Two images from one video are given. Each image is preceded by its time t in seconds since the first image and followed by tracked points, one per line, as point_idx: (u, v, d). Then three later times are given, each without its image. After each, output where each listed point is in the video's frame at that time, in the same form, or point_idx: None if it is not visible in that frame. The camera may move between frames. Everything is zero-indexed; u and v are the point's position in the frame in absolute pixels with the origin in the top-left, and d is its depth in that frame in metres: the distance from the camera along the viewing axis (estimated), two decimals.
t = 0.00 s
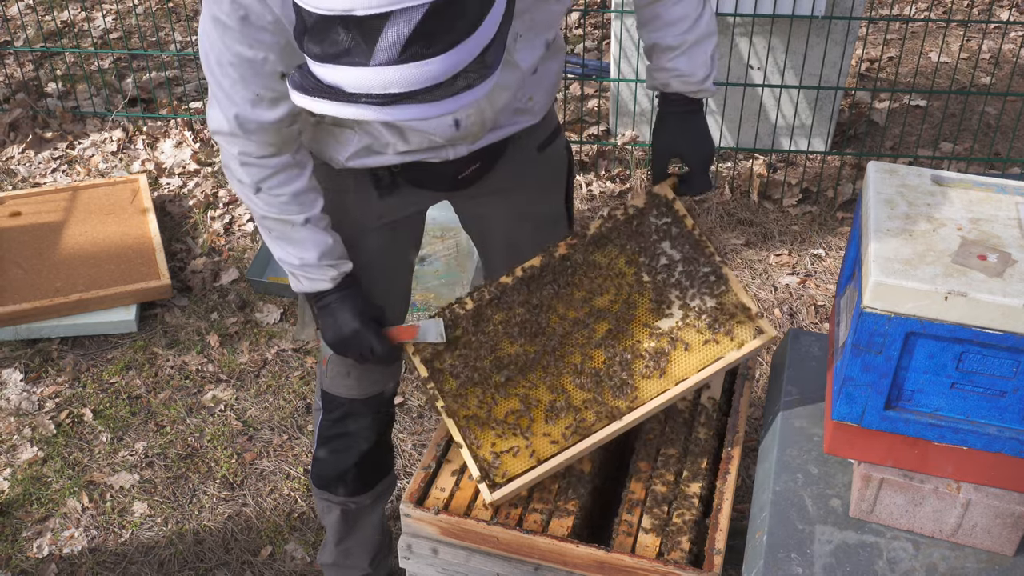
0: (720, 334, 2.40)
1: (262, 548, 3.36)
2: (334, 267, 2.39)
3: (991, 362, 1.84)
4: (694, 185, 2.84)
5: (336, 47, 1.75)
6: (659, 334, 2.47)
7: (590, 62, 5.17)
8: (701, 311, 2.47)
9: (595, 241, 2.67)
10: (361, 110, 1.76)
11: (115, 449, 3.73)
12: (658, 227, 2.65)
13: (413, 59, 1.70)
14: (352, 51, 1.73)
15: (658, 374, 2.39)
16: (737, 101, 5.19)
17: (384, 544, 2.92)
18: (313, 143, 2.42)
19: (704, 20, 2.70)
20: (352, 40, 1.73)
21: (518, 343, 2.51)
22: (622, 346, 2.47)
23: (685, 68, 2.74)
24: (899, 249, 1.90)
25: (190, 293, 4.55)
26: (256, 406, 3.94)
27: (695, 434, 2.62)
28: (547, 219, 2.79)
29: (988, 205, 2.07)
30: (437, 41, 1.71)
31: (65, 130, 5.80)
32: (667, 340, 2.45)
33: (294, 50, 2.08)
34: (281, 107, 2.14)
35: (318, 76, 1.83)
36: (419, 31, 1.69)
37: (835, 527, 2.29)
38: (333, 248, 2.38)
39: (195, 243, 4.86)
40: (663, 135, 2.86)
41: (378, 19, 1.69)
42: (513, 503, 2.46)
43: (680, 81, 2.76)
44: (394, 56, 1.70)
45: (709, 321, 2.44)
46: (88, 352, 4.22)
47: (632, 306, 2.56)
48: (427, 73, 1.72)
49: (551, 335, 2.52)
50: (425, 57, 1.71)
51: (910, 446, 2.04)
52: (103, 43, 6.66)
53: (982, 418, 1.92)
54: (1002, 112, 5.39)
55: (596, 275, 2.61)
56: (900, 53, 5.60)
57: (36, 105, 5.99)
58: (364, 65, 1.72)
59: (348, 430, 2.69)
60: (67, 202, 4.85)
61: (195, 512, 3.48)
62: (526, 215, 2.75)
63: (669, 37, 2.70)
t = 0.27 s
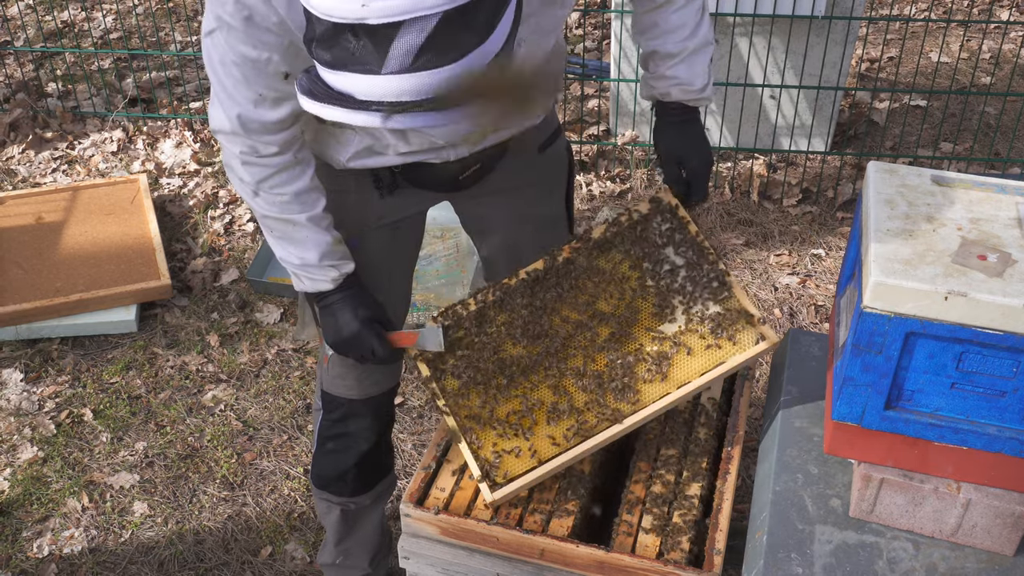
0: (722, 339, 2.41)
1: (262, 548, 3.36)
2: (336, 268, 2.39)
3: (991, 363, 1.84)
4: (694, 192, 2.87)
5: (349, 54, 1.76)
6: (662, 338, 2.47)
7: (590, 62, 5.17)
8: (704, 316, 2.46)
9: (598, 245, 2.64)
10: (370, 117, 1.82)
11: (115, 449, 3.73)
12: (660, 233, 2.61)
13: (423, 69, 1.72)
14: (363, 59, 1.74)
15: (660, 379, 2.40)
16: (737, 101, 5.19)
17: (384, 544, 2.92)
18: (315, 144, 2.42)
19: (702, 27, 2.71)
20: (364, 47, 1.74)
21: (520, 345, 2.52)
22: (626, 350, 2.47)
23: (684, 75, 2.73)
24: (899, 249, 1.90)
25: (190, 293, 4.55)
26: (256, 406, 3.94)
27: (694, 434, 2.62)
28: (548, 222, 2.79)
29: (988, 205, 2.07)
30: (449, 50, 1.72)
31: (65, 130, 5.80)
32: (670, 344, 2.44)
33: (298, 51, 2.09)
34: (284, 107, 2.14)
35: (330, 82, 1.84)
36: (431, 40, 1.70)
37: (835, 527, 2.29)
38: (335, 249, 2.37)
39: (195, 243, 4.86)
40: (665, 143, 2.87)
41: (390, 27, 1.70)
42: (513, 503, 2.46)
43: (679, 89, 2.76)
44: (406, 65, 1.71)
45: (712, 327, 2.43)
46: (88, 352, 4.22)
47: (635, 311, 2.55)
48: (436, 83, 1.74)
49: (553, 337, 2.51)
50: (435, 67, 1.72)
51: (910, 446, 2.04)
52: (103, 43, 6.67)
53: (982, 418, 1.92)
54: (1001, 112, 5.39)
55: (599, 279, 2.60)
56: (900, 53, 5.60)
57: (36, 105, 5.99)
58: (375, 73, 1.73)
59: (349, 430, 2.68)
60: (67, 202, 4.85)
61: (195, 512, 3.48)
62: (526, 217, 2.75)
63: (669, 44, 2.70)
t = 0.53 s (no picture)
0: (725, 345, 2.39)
1: (262, 548, 3.36)
2: (335, 268, 2.39)
3: (991, 363, 1.84)
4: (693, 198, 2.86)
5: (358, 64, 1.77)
6: (664, 341, 2.46)
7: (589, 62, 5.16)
8: (705, 320, 2.47)
9: (601, 248, 2.67)
10: (380, 127, 1.82)
11: (115, 449, 3.73)
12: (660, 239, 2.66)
13: (435, 79, 1.74)
14: (373, 69, 1.76)
15: (661, 382, 2.39)
16: (737, 101, 5.19)
17: (384, 544, 2.92)
18: (314, 144, 2.42)
19: (700, 34, 2.71)
20: (374, 58, 1.75)
21: (521, 345, 2.52)
22: (629, 353, 2.46)
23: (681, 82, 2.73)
24: (899, 249, 1.90)
25: (190, 293, 4.56)
26: (256, 406, 3.94)
27: (695, 434, 2.62)
28: (548, 223, 2.79)
29: (989, 205, 2.07)
30: (460, 61, 1.76)
31: (65, 130, 5.80)
32: (672, 347, 2.44)
33: (298, 52, 2.09)
34: (284, 108, 2.14)
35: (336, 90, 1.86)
36: (443, 52, 1.73)
37: (835, 527, 2.29)
38: (334, 249, 2.37)
39: (194, 243, 4.86)
40: (661, 149, 2.87)
41: (401, 39, 1.70)
42: (513, 503, 2.46)
43: (677, 95, 2.75)
44: (417, 76, 1.74)
45: (715, 330, 2.43)
46: (88, 352, 4.21)
47: (637, 314, 2.54)
48: (449, 91, 1.77)
49: (555, 338, 2.52)
50: (447, 77, 1.75)
51: (910, 446, 2.04)
52: (103, 43, 6.67)
53: (982, 418, 1.92)
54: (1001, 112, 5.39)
55: (601, 282, 2.61)
56: (900, 53, 5.59)
57: (36, 105, 5.98)
58: (385, 83, 1.76)
59: (349, 430, 2.68)
60: (67, 202, 4.85)
61: (195, 512, 3.48)
62: (526, 218, 2.74)
63: (667, 50, 2.69)
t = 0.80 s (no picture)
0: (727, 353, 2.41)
1: (262, 548, 3.36)
2: (314, 253, 2.38)
3: (991, 363, 1.84)
4: (694, 204, 2.88)
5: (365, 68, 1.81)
6: (664, 346, 2.47)
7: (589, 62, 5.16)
8: (706, 326, 2.48)
9: (603, 251, 2.66)
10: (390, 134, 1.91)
11: (115, 449, 3.73)
12: (662, 245, 2.66)
13: (446, 88, 1.79)
14: (383, 77, 1.81)
15: (663, 388, 2.40)
16: (737, 101, 5.19)
17: (383, 544, 2.92)
18: (313, 145, 2.41)
19: (702, 42, 2.70)
20: (384, 66, 1.79)
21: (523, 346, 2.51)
22: (631, 357, 2.47)
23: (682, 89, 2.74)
24: (900, 249, 1.90)
25: (190, 293, 4.56)
26: (256, 406, 3.94)
27: (695, 434, 2.62)
28: (547, 224, 2.80)
29: (989, 205, 2.07)
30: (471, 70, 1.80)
31: (65, 130, 5.80)
32: (673, 353, 2.45)
33: (295, 54, 2.08)
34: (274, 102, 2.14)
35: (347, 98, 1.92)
36: (454, 61, 1.76)
37: (835, 527, 2.29)
38: (315, 238, 2.36)
39: (194, 242, 4.86)
40: (662, 153, 2.88)
41: (413, 48, 1.73)
42: (513, 503, 2.46)
43: (678, 103, 2.77)
44: (428, 85, 1.78)
45: (716, 338, 2.45)
46: (88, 352, 4.21)
47: (639, 318, 2.55)
48: (461, 101, 1.82)
49: (557, 338, 2.51)
50: (459, 87, 1.80)
51: (910, 446, 2.04)
52: (103, 43, 6.67)
53: (982, 418, 1.92)
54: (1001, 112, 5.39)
55: (603, 284, 2.61)
56: (900, 53, 5.59)
57: (36, 105, 5.98)
58: (396, 91, 1.81)
59: (348, 430, 2.68)
60: (67, 202, 4.85)
61: (195, 512, 3.48)
62: (526, 219, 2.75)
63: (670, 59, 2.69)
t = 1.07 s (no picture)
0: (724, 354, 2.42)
1: (262, 548, 3.36)
2: (249, 183, 2.31)
3: (991, 363, 1.84)
4: (691, 206, 2.87)
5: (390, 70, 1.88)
6: (663, 349, 2.47)
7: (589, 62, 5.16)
8: (706, 330, 2.49)
9: (603, 252, 2.66)
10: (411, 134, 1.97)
11: (115, 449, 3.73)
12: (660, 248, 2.66)
13: (470, 89, 1.88)
14: (404, 77, 1.88)
15: (663, 391, 2.41)
16: (737, 101, 5.19)
17: (383, 545, 2.92)
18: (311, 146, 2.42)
19: (701, 44, 2.70)
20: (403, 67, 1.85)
21: (525, 346, 2.50)
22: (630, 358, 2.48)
23: (680, 92, 2.73)
24: (900, 249, 1.90)
25: (190, 293, 4.55)
26: (256, 406, 3.94)
27: (695, 435, 2.62)
28: (548, 225, 2.79)
29: (989, 206, 2.07)
30: (494, 73, 1.89)
31: (65, 130, 5.80)
32: (674, 356, 2.45)
33: (257, 20, 2.06)
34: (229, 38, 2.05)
35: (365, 98, 1.98)
36: (478, 62, 1.85)
37: (835, 527, 2.29)
38: (251, 167, 2.29)
39: (194, 242, 4.86)
40: (660, 155, 2.87)
41: (437, 48, 1.81)
42: (513, 503, 2.46)
43: (677, 107, 2.76)
44: (451, 86, 1.86)
45: (716, 341, 2.45)
46: (88, 352, 4.21)
47: (639, 321, 2.55)
48: (482, 102, 1.91)
49: (557, 338, 2.51)
50: (482, 88, 1.89)
51: (910, 446, 2.04)
52: (103, 43, 6.67)
53: (982, 418, 1.92)
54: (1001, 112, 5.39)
55: (603, 286, 2.60)
56: (900, 53, 5.59)
57: (36, 105, 5.98)
58: (418, 93, 1.88)
59: (348, 430, 2.68)
60: (67, 202, 4.85)
61: (195, 512, 3.48)
62: (526, 220, 2.74)
63: (668, 63, 2.69)
